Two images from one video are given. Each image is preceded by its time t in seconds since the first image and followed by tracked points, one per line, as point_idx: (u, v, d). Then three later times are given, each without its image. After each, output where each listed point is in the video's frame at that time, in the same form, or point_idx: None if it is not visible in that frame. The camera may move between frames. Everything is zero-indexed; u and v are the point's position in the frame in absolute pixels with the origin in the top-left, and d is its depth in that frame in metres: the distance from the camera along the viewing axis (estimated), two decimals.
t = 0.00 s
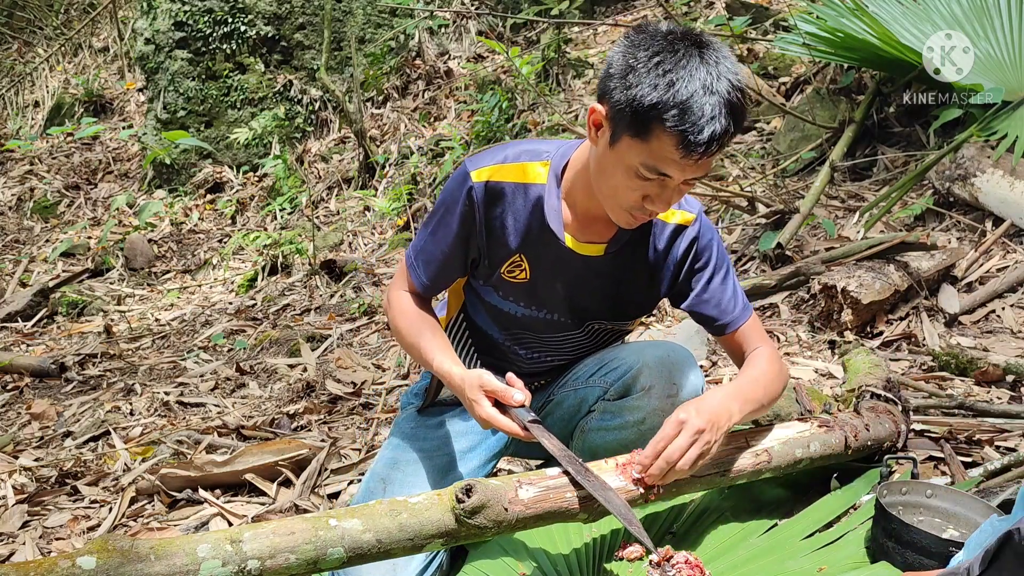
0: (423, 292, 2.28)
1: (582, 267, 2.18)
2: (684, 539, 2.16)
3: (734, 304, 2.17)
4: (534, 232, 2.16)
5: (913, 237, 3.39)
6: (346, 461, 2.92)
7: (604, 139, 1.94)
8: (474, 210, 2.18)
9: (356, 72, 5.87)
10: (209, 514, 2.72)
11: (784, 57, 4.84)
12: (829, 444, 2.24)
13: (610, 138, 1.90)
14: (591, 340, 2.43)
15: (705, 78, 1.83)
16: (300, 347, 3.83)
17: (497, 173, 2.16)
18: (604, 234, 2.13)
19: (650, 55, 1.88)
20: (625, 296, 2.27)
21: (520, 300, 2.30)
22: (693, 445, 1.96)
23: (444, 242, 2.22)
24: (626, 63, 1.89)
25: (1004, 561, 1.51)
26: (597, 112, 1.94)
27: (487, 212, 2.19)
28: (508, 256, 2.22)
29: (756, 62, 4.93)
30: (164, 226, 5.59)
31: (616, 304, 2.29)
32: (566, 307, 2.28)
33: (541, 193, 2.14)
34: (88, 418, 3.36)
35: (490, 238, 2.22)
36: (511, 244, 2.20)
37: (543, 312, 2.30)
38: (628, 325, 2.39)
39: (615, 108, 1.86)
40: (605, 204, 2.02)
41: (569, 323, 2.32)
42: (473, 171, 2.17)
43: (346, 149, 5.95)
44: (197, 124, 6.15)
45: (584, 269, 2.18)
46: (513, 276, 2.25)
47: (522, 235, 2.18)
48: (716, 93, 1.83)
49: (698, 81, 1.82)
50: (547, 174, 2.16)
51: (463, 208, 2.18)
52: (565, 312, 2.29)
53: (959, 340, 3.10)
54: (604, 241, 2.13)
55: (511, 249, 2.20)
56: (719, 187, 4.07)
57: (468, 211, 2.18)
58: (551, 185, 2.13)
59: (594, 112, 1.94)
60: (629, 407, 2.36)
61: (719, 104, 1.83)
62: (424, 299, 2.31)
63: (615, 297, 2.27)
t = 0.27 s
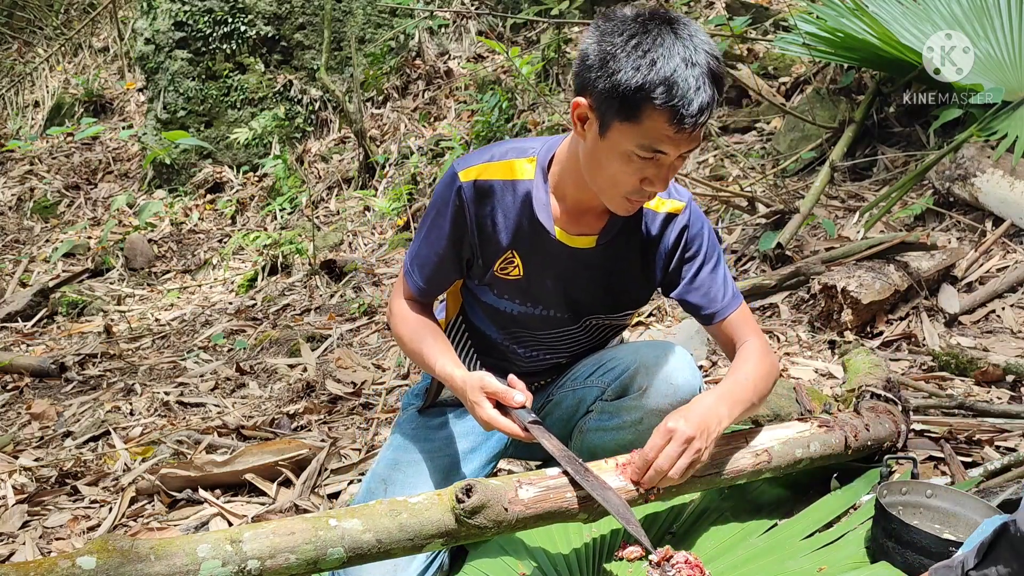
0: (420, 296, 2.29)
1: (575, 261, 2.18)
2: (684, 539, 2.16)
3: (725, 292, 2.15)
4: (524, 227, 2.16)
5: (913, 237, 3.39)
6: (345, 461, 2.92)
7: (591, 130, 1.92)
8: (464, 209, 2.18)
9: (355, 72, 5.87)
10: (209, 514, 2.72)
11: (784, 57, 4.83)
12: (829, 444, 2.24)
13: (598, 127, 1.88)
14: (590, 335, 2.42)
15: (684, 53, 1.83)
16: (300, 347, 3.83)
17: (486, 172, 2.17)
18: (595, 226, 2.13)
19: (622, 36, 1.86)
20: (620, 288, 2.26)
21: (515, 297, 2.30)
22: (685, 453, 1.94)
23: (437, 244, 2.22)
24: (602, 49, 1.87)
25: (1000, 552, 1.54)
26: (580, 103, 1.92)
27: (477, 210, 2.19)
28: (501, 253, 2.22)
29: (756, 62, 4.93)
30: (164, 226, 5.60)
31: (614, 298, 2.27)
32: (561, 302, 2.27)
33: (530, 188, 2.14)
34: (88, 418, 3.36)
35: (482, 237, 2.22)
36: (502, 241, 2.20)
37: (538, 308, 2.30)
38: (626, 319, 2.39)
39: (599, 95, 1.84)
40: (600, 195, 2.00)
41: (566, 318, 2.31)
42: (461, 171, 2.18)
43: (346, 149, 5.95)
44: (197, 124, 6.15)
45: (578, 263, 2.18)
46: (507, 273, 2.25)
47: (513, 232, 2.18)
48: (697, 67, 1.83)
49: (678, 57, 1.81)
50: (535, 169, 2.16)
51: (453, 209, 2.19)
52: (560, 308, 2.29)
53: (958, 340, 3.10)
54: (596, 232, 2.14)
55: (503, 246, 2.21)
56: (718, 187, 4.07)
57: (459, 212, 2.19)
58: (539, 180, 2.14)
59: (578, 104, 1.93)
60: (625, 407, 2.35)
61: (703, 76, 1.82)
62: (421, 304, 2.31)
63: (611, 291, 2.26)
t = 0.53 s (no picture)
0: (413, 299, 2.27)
1: (565, 253, 2.19)
2: (684, 539, 2.16)
3: (715, 280, 2.18)
4: (512, 222, 2.16)
5: (913, 237, 3.39)
6: (347, 461, 2.91)
7: (570, 114, 1.93)
8: (450, 207, 2.18)
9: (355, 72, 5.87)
10: (209, 514, 2.72)
11: (784, 57, 4.83)
12: (829, 444, 2.24)
13: (577, 109, 1.89)
14: (585, 328, 2.41)
15: (652, 24, 1.86)
16: (299, 347, 3.83)
17: (469, 170, 2.16)
18: (583, 216, 2.14)
19: (588, 14, 1.89)
20: (612, 277, 2.26)
21: (506, 293, 2.29)
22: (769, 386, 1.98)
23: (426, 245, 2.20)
24: (572, 31, 1.90)
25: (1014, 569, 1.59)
26: (557, 87, 1.94)
27: (464, 207, 2.18)
28: (489, 249, 2.22)
29: (757, 62, 4.93)
30: (164, 226, 5.60)
31: (606, 287, 2.27)
32: (553, 296, 2.27)
33: (515, 183, 2.14)
34: (88, 418, 3.36)
35: (470, 235, 2.21)
36: (491, 237, 2.19)
37: (530, 303, 2.28)
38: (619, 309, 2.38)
39: (575, 75, 1.87)
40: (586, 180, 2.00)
41: (559, 312, 2.30)
42: (445, 170, 2.17)
43: (346, 149, 5.95)
44: (197, 124, 6.15)
45: (567, 256, 2.19)
46: (496, 269, 2.24)
47: (501, 227, 2.18)
48: (667, 36, 1.86)
49: (646, 28, 1.84)
50: (518, 163, 2.16)
51: (440, 209, 2.18)
52: (552, 301, 2.28)
53: (958, 340, 3.10)
54: (583, 223, 2.14)
55: (491, 242, 2.20)
56: (718, 187, 4.07)
57: (445, 210, 2.18)
58: (523, 174, 2.14)
59: (555, 90, 1.94)
60: (622, 406, 2.35)
61: (674, 45, 1.85)
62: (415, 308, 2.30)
63: (604, 280, 2.26)
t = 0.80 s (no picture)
0: (407, 301, 2.27)
1: (555, 243, 2.19)
2: (684, 538, 2.16)
3: (705, 267, 2.24)
4: (501, 216, 2.17)
5: (913, 237, 3.39)
6: (346, 461, 2.92)
7: (547, 97, 1.98)
8: (437, 207, 2.17)
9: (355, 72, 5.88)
10: (209, 514, 2.72)
11: (784, 57, 4.84)
12: (829, 444, 2.24)
13: (553, 91, 1.94)
14: (580, 322, 2.40)
15: None
16: (300, 347, 3.83)
17: (455, 169, 2.17)
18: (570, 205, 2.17)
19: None
20: (604, 266, 2.26)
21: (499, 288, 2.27)
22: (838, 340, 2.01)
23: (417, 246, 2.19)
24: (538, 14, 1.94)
25: None
26: (531, 72, 1.99)
27: (451, 205, 2.18)
28: (479, 245, 2.20)
29: (757, 62, 4.93)
30: (164, 226, 5.60)
31: (599, 277, 2.26)
32: (546, 288, 2.25)
33: (501, 178, 2.15)
34: (88, 418, 3.36)
35: (459, 232, 2.20)
36: (480, 232, 2.19)
37: (523, 296, 2.27)
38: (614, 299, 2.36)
39: (547, 57, 1.91)
40: (571, 162, 2.05)
41: (552, 304, 2.29)
42: (431, 171, 2.17)
43: (346, 149, 5.95)
44: (197, 124, 6.15)
45: (557, 246, 2.20)
46: (488, 265, 2.23)
47: (489, 221, 2.18)
48: (633, 8, 1.89)
49: (610, 4, 1.89)
50: (503, 158, 2.18)
51: (427, 209, 2.17)
52: (545, 293, 2.26)
53: (959, 340, 3.10)
54: (571, 212, 2.17)
55: (481, 238, 2.19)
56: (718, 187, 4.07)
57: (433, 210, 2.17)
58: (508, 168, 2.15)
59: (529, 75, 2.00)
60: (619, 401, 2.36)
61: (640, 17, 1.89)
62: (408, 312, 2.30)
63: (597, 270, 2.26)
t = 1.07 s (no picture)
0: (407, 301, 2.26)
1: (547, 235, 2.21)
2: (684, 538, 2.15)
3: (694, 255, 2.27)
4: (493, 210, 2.18)
5: (913, 237, 3.39)
6: (345, 461, 2.92)
7: (525, 84, 2.02)
8: (429, 204, 2.18)
9: (355, 72, 5.88)
10: (209, 514, 2.72)
11: (784, 57, 4.84)
12: (829, 444, 2.24)
13: (530, 77, 1.99)
14: (577, 318, 2.37)
15: None
16: (300, 347, 3.83)
17: (447, 167, 2.19)
18: (560, 197, 2.19)
19: None
20: (600, 258, 2.25)
21: (494, 282, 2.27)
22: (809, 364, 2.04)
23: (410, 244, 2.19)
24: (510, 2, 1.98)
25: None
26: (508, 60, 2.03)
27: (444, 202, 2.18)
28: (473, 240, 2.21)
29: (757, 62, 4.93)
30: (164, 226, 5.60)
31: (595, 269, 2.25)
32: (540, 281, 2.25)
33: (492, 173, 2.16)
34: (88, 418, 3.36)
35: (452, 228, 2.21)
36: (473, 228, 2.19)
37: (518, 290, 2.27)
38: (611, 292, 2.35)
39: (522, 43, 1.96)
40: (555, 149, 2.07)
41: (548, 297, 2.28)
42: (422, 169, 2.19)
43: (346, 149, 5.95)
44: (197, 124, 6.15)
45: (549, 238, 2.21)
46: (482, 260, 2.23)
47: (481, 215, 2.19)
48: None
49: None
50: (493, 154, 2.19)
51: (420, 207, 2.18)
52: (539, 285, 2.26)
53: (959, 340, 3.10)
54: (561, 203, 2.19)
55: (474, 232, 2.20)
56: (718, 187, 4.07)
57: (425, 207, 2.18)
58: (498, 162, 2.16)
59: (507, 64, 2.04)
60: (616, 401, 2.35)
61: None
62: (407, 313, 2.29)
63: (591, 262, 2.25)
